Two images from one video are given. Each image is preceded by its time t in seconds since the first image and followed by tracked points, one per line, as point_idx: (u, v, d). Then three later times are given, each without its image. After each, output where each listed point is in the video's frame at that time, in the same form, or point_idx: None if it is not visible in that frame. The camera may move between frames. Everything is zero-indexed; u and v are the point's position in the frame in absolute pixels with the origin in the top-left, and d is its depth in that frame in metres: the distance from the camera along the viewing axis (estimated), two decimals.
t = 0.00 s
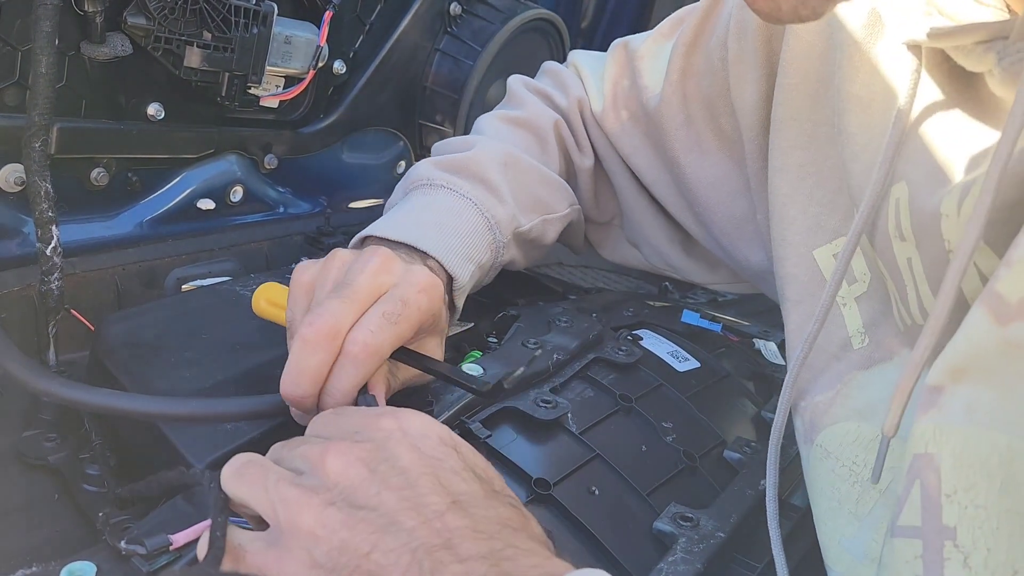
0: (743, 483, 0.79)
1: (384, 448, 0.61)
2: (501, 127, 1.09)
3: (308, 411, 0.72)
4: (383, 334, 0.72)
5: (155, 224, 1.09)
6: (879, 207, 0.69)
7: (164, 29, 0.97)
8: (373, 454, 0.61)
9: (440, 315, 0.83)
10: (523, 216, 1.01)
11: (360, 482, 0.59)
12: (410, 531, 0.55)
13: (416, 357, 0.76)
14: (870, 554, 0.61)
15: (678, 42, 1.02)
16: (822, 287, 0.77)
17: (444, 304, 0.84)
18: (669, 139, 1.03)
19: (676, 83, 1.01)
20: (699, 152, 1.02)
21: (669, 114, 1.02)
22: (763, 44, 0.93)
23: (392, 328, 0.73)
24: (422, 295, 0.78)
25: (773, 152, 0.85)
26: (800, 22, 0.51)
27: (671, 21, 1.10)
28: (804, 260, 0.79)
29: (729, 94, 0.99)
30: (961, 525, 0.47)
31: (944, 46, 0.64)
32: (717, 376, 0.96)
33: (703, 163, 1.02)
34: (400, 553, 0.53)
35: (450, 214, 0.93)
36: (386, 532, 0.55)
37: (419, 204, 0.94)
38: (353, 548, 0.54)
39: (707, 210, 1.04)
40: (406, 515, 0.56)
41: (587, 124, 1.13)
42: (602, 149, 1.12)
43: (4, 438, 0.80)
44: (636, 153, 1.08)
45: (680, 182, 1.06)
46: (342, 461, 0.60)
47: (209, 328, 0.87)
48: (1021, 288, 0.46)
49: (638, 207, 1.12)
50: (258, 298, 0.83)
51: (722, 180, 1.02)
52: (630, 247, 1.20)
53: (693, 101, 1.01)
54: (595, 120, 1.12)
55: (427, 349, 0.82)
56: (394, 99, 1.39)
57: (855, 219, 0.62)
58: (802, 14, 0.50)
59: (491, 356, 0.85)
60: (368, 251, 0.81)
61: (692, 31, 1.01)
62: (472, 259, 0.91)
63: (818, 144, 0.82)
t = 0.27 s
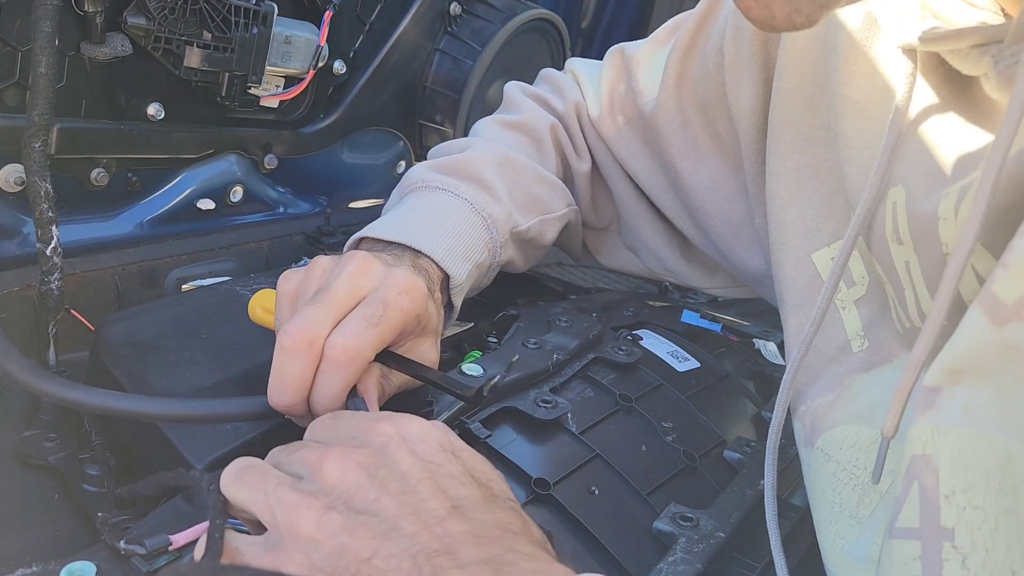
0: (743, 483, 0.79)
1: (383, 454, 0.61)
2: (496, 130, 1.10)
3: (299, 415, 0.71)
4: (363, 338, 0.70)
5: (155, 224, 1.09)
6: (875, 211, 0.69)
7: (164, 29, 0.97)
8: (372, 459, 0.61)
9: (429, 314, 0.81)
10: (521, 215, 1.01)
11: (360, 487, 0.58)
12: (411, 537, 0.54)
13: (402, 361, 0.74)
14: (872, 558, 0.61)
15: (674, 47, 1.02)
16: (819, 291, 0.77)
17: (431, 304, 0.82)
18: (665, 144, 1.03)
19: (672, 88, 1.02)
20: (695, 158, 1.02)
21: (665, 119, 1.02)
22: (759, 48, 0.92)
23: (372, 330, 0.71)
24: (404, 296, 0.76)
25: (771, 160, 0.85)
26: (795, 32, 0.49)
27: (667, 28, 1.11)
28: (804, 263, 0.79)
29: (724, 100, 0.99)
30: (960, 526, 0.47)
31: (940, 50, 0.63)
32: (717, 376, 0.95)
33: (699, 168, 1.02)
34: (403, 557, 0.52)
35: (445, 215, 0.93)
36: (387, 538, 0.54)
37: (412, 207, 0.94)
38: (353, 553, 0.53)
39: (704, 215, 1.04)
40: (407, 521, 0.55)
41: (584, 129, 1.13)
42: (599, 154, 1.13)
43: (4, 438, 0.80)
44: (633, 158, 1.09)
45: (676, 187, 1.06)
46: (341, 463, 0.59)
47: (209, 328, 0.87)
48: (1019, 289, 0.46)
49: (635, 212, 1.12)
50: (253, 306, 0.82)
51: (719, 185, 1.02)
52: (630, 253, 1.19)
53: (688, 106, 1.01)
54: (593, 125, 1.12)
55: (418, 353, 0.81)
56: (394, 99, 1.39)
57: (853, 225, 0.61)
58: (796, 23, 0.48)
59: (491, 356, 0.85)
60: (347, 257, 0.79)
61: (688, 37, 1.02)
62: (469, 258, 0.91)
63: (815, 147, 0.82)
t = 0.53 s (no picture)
0: (743, 483, 0.79)
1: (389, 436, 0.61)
2: (495, 130, 1.10)
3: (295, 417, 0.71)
4: (355, 341, 0.69)
5: (155, 224, 1.09)
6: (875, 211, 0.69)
7: (164, 29, 0.97)
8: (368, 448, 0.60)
9: (427, 312, 0.81)
10: (522, 215, 1.01)
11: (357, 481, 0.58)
12: (432, 507, 0.54)
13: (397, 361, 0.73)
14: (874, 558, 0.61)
15: (673, 49, 1.02)
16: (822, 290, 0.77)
17: (428, 303, 0.81)
18: (666, 146, 1.03)
19: (672, 89, 1.02)
20: (695, 159, 1.02)
21: (665, 120, 1.02)
22: (759, 47, 0.92)
23: (365, 332, 0.70)
24: (398, 296, 0.76)
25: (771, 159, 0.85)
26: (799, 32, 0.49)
27: (667, 30, 1.11)
28: (806, 264, 0.79)
29: (725, 101, 0.99)
30: (959, 524, 0.48)
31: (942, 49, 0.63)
32: (717, 375, 0.95)
33: (699, 169, 1.02)
34: (428, 524, 0.53)
35: (443, 215, 0.92)
36: (408, 506, 0.54)
37: (411, 207, 0.94)
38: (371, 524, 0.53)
39: (704, 216, 1.03)
40: (427, 491, 0.56)
41: (584, 130, 1.13)
42: (599, 156, 1.12)
43: (4, 438, 0.81)
44: (633, 159, 1.08)
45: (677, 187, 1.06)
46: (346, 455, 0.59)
47: (209, 328, 0.86)
48: (1021, 285, 0.48)
49: (635, 213, 1.11)
50: (254, 308, 0.82)
51: (719, 186, 1.02)
52: (630, 255, 1.18)
53: (688, 107, 1.01)
54: (593, 126, 1.12)
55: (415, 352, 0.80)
56: (394, 99, 1.39)
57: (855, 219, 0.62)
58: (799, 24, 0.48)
59: (491, 356, 0.85)
60: (341, 256, 0.79)
61: (688, 38, 1.02)
62: (471, 257, 0.92)
63: (816, 147, 0.82)
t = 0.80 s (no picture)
0: (743, 483, 0.79)
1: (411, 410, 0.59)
2: (495, 133, 1.09)
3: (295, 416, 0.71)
4: (358, 341, 0.69)
5: (155, 224, 1.09)
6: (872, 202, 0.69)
7: (164, 29, 0.97)
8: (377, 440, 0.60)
9: (428, 311, 0.81)
10: (523, 215, 1.01)
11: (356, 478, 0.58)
12: (473, 464, 0.55)
13: (402, 356, 0.75)
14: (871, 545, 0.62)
15: (675, 52, 1.03)
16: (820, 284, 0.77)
17: (430, 298, 0.82)
18: (665, 148, 1.03)
19: (672, 92, 1.02)
20: (694, 161, 1.02)
21: (665, 123, 1.03)
22: (759, 50, 0.93)
23: (367, 332, 0.71)
24: (399, 295, 0.76)
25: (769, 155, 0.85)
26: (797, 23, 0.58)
27: (666, 36, 1.12)
28: (804, 263, 0.79)
29: (725, 103, 0.99)
30: (959, 508, 0.49)
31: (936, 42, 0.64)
32: (717, 375, 0.95)
33: (699, 172, 1.02)
34: (474, 480, 0.54)
35: (446, 214, 0.92)
36: (452, 464, 0.55)
37: (414, 206, 0.94)
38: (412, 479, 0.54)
39: (703, 219, 1.03)
40: (468, 451, 0.56)
41: (583, 132, 1.13)
42: (598, 159, 1.12)
43: (4, 438, 0.81)
44: (632, 162, 1.08)
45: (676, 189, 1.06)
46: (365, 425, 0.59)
47: (209, 328, 0.86)
48: (1016, 263, 0.49)
49: (633, 217, 1.11)
50: (257, 305, 0.83)
51: (718, 189, 1.02)
52: (626, 260, 1.17)
53: (688, 110, 1.02)
54: (592, 129, 1.12)
55: (417, 347, 0.81)
56: (394, 99, 1.39)
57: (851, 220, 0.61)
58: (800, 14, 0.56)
59: (491, 356, 0.85)
60: (342, 255, 0.79)
61: (688, 42, 1.03)
62: (473, 255, 0.92)
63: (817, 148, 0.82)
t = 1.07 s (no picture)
0: (744, 482, 0.79)
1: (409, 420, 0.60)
2: (498, 135, 1.09)
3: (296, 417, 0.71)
4: (360, 339, 0.70)
5: (155, 224, 1.09)
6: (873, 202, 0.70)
7: (164, 29, 0.97)
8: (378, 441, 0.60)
9: (430, 308, 0.81)
10: (525, 216, 1.01)
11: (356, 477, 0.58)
12: (467, 476, 0.55)
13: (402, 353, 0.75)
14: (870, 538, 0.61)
15: (679, 58, 1.03)
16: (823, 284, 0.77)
17: (430, 292, 0.82)
18: (670, 152, 1.03)
19: (677, 97, 1.02)
20: (698, 165, 1.02)
21: (669, 128, 1.03)
22: (766, 56, 0.94)
23: (369, 330, 0.70)
24: (399, 292, 0.76)
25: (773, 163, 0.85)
26: (806, 21, 0.57)
27: (671, 44, 1.13)
28: (806, 262, 0.79)
29: (728, 108, 0.99)
30: (963, 497, 0.48)
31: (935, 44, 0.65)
32: (717, 375, 0.95)
33: (702, 176, 1.02)
34: (468, 491, 0.54)
35: (450, 212, 0.93)
36: (446, 475, 0.55)
37: (417, 205, 0.94)
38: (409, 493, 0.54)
39: (706, 223, 1.03)
40: (461, 462, 0.57)
41: (584, 135, 1.14)
42: (600, 164, 1.12)
43: (4, 438, 0.80)
44: (635, 167, 1.08)
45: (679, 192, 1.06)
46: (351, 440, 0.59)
47: (209, 327, 0.86)
48: (1016, 252, 0.49)
49: (636, 221, 1.11)
50: (257, 307, 0.82)
51: (721, 191, 1.02)
52: (627, 265, 1.16)
53: (692, 115, 1.02)
54: (594, 134, 1.13)
55: (421, 338, 0.81)
56: (394, 99, 1.39)
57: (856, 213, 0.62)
58: (806, 12, 0.56)
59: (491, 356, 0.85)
60: (342, 254, 0.79)
61: (694, 47, 1.03)
62: (476, 251, 0.92)
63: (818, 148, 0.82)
